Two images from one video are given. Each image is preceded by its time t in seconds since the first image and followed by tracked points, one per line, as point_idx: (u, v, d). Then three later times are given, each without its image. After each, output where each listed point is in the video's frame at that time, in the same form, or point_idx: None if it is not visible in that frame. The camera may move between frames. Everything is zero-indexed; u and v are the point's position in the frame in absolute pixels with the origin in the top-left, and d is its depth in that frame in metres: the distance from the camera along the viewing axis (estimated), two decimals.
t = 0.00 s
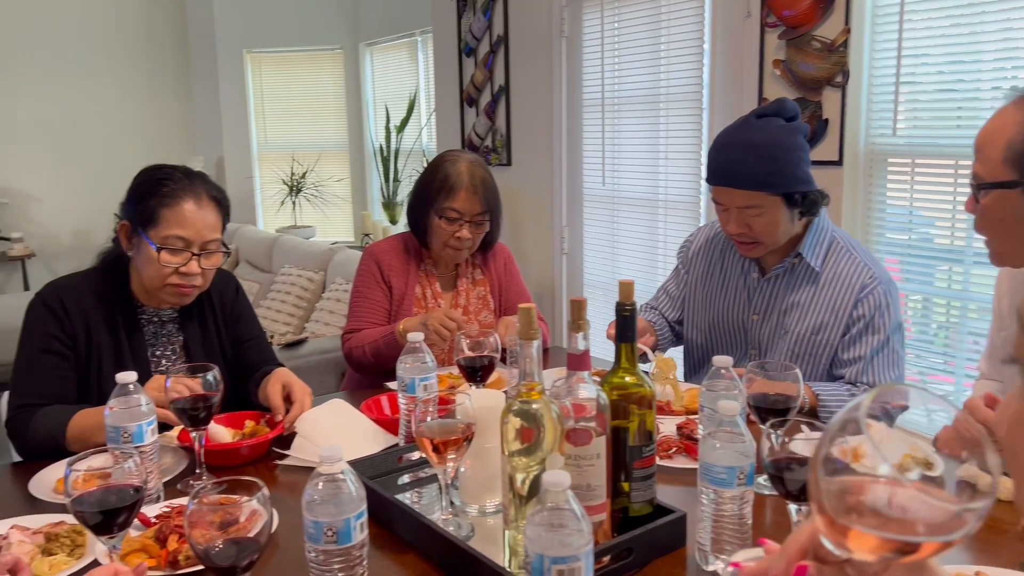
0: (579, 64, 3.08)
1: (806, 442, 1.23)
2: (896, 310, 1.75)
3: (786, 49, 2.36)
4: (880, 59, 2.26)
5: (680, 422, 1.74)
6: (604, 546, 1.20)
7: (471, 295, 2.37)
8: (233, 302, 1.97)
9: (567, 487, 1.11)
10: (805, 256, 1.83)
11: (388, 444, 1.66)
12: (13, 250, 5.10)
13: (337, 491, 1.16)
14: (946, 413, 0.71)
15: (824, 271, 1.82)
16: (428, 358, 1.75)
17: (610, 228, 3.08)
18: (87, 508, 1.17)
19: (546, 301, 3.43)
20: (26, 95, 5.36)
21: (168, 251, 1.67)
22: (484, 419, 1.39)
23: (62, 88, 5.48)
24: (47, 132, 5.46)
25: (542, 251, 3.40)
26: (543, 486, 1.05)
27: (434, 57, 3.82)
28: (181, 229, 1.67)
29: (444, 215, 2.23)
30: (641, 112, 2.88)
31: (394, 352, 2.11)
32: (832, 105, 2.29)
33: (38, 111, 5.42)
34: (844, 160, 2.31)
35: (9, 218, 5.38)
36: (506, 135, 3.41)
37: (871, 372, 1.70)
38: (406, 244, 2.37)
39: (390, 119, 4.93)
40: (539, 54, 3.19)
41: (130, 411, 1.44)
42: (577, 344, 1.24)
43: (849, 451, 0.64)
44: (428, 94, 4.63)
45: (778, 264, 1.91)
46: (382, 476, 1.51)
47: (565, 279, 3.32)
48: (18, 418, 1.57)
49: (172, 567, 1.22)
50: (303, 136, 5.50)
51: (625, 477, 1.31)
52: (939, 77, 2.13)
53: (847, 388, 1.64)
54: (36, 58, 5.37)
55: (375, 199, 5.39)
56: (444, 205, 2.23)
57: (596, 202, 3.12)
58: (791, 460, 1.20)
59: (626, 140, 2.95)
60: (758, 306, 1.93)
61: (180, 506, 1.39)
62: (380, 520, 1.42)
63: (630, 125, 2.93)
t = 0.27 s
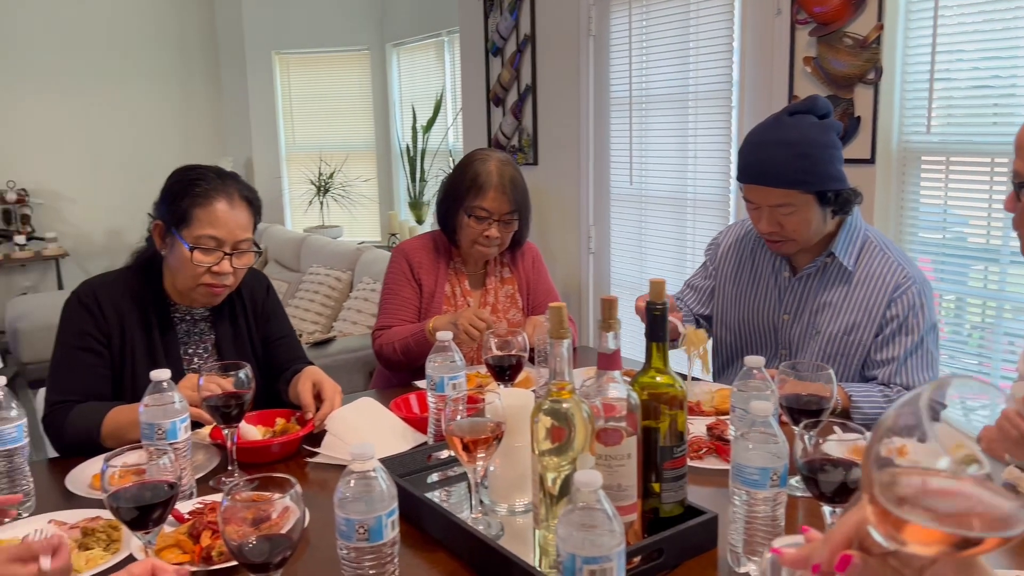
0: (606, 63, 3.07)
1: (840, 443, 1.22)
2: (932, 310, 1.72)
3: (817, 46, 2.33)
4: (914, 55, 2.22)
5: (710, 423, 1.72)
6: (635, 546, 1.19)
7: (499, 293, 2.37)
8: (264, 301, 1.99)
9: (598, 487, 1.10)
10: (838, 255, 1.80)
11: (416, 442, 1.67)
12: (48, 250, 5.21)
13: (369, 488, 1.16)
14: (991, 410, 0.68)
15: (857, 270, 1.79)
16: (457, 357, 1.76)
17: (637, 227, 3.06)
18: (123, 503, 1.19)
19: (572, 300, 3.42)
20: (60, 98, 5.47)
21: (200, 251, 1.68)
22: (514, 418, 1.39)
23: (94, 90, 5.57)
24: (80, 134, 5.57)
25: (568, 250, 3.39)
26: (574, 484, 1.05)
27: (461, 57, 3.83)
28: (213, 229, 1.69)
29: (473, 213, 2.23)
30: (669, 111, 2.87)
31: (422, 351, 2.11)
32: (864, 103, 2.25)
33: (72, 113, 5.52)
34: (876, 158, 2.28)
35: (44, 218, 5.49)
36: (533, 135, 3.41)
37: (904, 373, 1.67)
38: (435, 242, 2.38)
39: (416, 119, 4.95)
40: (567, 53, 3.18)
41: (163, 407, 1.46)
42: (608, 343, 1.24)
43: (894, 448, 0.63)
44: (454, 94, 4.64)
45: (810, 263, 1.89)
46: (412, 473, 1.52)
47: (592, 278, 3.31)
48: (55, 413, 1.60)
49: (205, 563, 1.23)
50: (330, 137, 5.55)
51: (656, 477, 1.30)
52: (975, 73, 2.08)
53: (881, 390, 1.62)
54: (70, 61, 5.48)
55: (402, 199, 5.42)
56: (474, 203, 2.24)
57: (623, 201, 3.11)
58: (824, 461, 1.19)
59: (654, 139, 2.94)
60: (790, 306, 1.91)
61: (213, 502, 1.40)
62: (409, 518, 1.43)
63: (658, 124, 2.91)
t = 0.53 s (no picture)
0: (634, 61, 3.06)
1: (873, 443, 1.22)
2: (968, 308, 1.69)
3: (849, 42, 2.30)
4: (948, 51, 2.18)
5: (741, 423, 1.71)
6: (667, 546, 1.19)
7: (527, 292, 2.37)
8: (295, 299, 2.01)
9: (631, 485, 1.10)
10: (871, 253, 1.78)
11: (446, 439, 1.68)
12: (81, 250, 5.30)
13: (402, 484, 1.17)
14: None
15: (891, 268, 1.77)
16: (486, 354, 1.77)
17: (665, 226, 3.05)
18: (159, 497, 1.20)
19: (599, 299, 3.42)
20: (94, 100, 5.56)
21: (233, 250, 1.70)
22: (544, 417, 1.39)
23: (125, 93, 5.66)
24: (113, 135, 5.66)
25: (595, 249, 3.39)
26: (607, 482, 1.05)
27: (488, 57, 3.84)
28: (246, 228, 1.71)
29: (498, 212, 2.24)
30: (698, 109, 2.85)
31: (446, 351, 2.12)
32: (897, 100, 2.22)
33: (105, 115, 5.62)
34: (909, 156, 2.25)
35: (77, 218, 5.59)
36: (560, 134, 3.41)
37: (941, 372, 1.64)
38: (463, 241, 2.39)
39: (443, 118, 4.97)
40: (594, 51, 3.18)
41: (197, 404, 1.47)
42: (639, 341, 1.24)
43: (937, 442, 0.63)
44: (480, 93, 4.65)
45: (842, 261, 1.87)
46: (443, 470, 1.53)
47: (619, 278, 3.30)
48: (92, 409, 1.63)
49: (240, 557, 1.25)
50: (358, 137, 5.59)
51: (687, 477, 1.30)
52: (1012, 70, 2.04)
53: (917, 388, 1.60)
54: (103, 64, 5.57)
55: (429, 199, 5.45)
56: (499, 202, 2.24)
57: (651, 201, 3.10)
58: (859, 460, 1.19)
59: (682, 138, 2.92)
60: (822, 304, 1.89)
61: (247, 497, 1.42)
62: (440, 515, 1.44)
63: (686, 123, 2.90)
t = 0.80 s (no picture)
0: (662, 60, 3.05)
1: (909, 444, 1.19)
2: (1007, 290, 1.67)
3: (881, 39, 2.27)
4: (983, 48, 2.13)
5: (773, 423, 1.70)
6: (699, 546, 1.18)
7: (553, 291, 2.37)
8: (327, 300, 2.03)
9: (665, 485, 1.10)
10: (908, 241, 1.76)
11: (476, 438, 1.68)
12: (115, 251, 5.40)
13: (435, 482, 1.18)
14: None
15: (928, 254, 1.75)
16: (516, 354, 1.77)
17: (694, 225, 3.03)
18: (197, 493, 1.22)
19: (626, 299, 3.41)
20: (128, 104, 5.66)
21: (267, 250, 1.73)
22: (574, 416, 1.39)
23: (158, 96, 5.75)
24: (145, 138, 5.75)
25: (623, 250, 3.38)
26: (640, 482, 1.05)
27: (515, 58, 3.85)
28: (280, 228, 1.73)
29: (523, 211, 2.25)
30: (727, 108, 2.83)
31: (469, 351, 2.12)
32: (931, 97, 2.19)
33: (138, 119, 5.71)
34: (943, 155, 2.21)
35: (112, 220, 5.70)
36: (587, 134, 3.41)
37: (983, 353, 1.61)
38: (489, 241, 2.40)
39: (470, 119, 4.99)
40: (622, 51, 3.17)
41: (233, 401, 1.49)
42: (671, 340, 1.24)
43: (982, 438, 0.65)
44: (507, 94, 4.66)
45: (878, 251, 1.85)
46: (473, 469, 1.53)
47: (647, 278, 3.29)
48: (129, 407, 1.66)
49: (274, 553, 1.26)
50: (385, 139, 5.63)
51: (719, 477, 1.29)
52: None
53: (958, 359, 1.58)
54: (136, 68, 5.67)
55: (455, 199, 5.47)
56: (524, 201, 2.25)
57: (680, 200, 3.08)
58: (896, 462, 1.17)
59: (711, 137, 2.91)
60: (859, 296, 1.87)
61: (281, 495, 1.44)
62: (471, 513, 1.45)
63: (715, 122, 2.89)
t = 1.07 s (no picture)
0: (696, 61, 3.03)
1: (952, 448, 1.18)
2: None
3: (920, 37, 2.23)
4: None
5: (812, 427, 1.68)
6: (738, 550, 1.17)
7: (585, 293, 2.37)
8: (363, 302, 2.05)
9: (704, 488, 1.09)
10: (958, 229, 1.80)
11: (511, 440, 1.69)
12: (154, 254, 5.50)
13: (474, 483, 1.19)
14: None
15: (979, 242, 1.79)
16: (552, 356, 1.77)
17: (729, 226, 3.01)
18: (240, 493, 1.24)
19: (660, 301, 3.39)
20: (166, 110, 5.77)
21: (306, 253, 1.75)
22: (610, 419, 1.39)
23: (194, 102, 5.85)
24: (182, 143, 5.85)
25: (656, 251, 3.37)
26: (680, 485, 1.04)
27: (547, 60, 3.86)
28: (319, 231, 1.75)
29: (554, 212, 2.25)
30: (762, 108, 2.81)
31: (499, 354, 2.14)
32: (972, 95, 2.13)
33: (176, 124, 5.82)
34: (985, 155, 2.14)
35: (150, 223, 5.81)
36: (620, 135, 3.40)
37: None
38: (520, 243, 2.41)
39: (502, 122, 5.01)
40: (655, 52, 3.16)
41: (274, 402, 1.51)
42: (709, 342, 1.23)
43: None
44: (539, 96, 4.66)
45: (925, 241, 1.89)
46: (510, 470, 1.54)
47: (681, 279, 3.27)
48: (172, 407, 1.69)
49: (315, 552, 1.28)
50: (418, 142, 5.67)
51: (758, 481, 1.28)
52: None
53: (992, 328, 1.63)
54: (174, 74, 5.78)
55: (487, 202, 5.48)
56: (554, 202, 2.25)
57: (714, 201, 3.06)
58: (940, 467, 1.15)
59: (746, 137, 2.89)
60: (904, 289, 1.91)
61: (320, 495, 1.45)
62: (507, 515, 1.45)
63: (750, 122, 2.87)
